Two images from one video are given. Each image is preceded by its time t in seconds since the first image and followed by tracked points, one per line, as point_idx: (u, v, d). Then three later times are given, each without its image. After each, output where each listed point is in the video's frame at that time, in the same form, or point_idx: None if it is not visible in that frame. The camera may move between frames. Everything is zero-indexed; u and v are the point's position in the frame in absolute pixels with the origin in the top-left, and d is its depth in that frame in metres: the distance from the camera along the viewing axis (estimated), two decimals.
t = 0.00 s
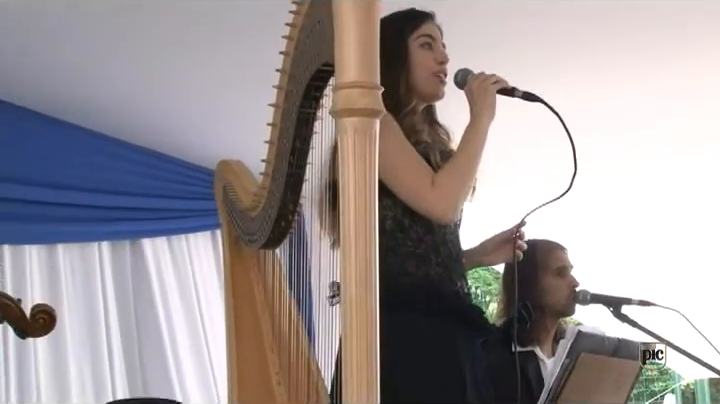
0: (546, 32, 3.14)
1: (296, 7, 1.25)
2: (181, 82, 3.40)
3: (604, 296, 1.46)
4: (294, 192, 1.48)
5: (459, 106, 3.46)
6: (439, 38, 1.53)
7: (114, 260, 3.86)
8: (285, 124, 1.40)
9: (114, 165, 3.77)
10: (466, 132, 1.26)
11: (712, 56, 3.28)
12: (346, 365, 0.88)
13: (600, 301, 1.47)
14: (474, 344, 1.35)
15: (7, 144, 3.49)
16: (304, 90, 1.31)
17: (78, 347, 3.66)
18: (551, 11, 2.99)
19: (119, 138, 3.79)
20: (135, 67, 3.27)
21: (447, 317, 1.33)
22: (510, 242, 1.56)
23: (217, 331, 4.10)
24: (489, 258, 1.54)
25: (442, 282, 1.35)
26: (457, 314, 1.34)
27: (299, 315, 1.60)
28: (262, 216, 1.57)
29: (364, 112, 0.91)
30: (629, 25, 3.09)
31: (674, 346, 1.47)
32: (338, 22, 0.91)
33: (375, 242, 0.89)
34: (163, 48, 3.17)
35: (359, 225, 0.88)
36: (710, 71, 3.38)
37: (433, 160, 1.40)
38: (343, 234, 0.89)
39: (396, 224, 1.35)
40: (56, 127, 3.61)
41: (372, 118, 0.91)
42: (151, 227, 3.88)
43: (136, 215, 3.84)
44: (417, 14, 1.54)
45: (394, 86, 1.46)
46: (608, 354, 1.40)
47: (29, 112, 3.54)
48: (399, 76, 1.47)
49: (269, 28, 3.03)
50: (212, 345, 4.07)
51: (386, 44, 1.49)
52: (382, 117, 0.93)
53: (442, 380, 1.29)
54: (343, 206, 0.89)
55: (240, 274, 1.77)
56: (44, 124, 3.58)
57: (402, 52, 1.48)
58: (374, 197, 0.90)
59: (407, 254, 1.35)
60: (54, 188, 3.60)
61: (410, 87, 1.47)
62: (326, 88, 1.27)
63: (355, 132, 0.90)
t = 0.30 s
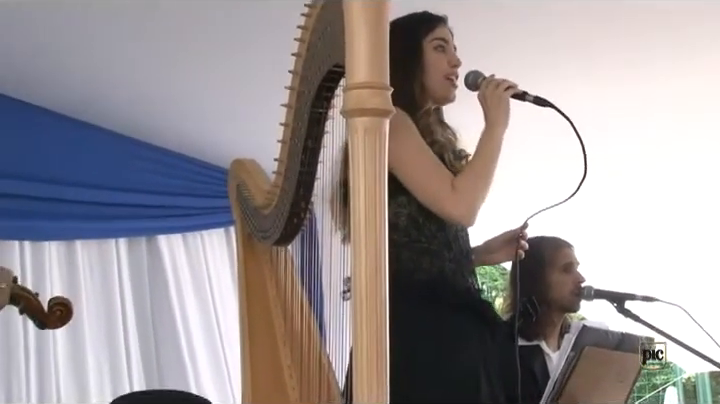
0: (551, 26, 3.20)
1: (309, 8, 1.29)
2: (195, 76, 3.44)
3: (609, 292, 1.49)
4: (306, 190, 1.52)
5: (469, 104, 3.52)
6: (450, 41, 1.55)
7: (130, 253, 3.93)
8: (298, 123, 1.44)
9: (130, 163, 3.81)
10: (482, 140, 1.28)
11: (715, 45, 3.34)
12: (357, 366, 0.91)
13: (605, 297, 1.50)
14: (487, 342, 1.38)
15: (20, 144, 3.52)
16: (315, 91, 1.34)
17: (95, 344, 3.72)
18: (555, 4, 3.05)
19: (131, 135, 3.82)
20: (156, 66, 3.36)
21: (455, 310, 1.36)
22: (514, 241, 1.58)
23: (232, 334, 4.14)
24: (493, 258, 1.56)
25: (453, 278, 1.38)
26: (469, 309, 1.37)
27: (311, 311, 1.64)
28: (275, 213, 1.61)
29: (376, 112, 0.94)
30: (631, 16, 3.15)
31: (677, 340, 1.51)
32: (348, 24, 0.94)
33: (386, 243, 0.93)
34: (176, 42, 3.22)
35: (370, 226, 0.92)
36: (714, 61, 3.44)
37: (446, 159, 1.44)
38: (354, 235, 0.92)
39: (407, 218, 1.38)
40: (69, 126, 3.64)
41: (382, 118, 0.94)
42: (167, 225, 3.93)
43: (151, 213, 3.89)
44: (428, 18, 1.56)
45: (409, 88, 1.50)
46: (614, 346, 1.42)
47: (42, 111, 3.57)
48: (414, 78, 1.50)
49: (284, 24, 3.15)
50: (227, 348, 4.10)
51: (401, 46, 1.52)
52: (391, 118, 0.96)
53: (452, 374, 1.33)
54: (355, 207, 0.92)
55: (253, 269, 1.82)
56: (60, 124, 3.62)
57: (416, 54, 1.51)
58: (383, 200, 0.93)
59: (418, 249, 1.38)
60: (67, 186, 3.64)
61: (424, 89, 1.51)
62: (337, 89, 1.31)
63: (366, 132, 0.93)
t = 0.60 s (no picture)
0: (555, 28, 3.24)
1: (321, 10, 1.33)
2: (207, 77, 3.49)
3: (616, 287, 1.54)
4: (319, 187, 1.55)
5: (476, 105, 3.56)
6: (457, 43, 1.59)
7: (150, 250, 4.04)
8: (310, 123, 1.48)
9: (142, 162, 3.90)
10: (491, 139, 1.33)
11: None
12: (369, 362, 0.93)
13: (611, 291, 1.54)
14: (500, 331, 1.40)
15: (30, 141, 3.54)
16: (326, 92, 1.38)
17: (116, 341, 3.81)
18: (558, 8, 3.09)
19: (138, 135, 3.89)
20: (169, 68, 3.41)
21: (462, 305, 1.39)
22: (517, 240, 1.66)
23: (245, 329, 4.26)
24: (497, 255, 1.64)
25: (464, 273, 1.41)
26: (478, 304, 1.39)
27: (324, 306, 1.68)
28: (289, 210, 1.65)
29: (387, 112, 0.96)
30: (635, 20, 3.18)
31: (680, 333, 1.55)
32: (359, 25, 0.97)
33: (396, 241, 0.95)
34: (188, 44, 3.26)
35: (382, 222, 0.94)
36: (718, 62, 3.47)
37: (456, 159, 1.48)
38: (365, 232, 0.95)
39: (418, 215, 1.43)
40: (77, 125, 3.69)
41: (392, 117, 0.97)
42: (178, 223, 4.03)
43: (164, 212, 3.98)
44: (435, 20, 1.60)
45: (418, 90, 1.54)
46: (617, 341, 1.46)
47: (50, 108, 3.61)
48: (423, 79, 1.54)
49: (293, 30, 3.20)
50: (240, 344, 4.22)
51: (410, 48, 1.56)
52: (400, 118, 0.98)
53: (460, 373, 1.35)
54: (366, 203, 0.94)
55: (267, 265, 1.86)
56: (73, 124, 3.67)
57: (424, 56, 1.55)
58: (394, 197, 0.95)
59: (427, 246, 1.42)
60: (79, 184, 3.68)
61: (432, 90, 1.54)
62: (348, 90, 1.34)
63: (377, 132, 0.96)
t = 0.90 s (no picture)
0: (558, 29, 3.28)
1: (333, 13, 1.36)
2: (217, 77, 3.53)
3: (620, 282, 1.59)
4: (331, 187, 1.59)
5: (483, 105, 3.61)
6: (460, 44, 1.63)
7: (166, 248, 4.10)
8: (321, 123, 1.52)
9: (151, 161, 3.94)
10: (494, 137, 1.37)
11: None
12: (381, 360, 0.95)
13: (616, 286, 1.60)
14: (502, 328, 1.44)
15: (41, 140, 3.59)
16: (338, 93, 1.41)
17: (133, 332, 3.90)
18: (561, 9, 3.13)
19: (153, 133, 3.95)
20: (179, 70, 3.45)
21: (467, 301, 1.43)
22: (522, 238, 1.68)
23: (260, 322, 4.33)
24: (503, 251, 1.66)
25: (467, 270, 1.46)
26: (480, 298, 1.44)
27: (336, 302, 1.72)
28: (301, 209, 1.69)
29: (396, 112, 0.98)
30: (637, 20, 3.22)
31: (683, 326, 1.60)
32: (369, 25, 0.98)
33: (406, 239, 0.97)
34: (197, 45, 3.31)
35: (391, 221, 0.96)
36: None
37: (460, 158, 1.52)
38: (376, 232, 0.96)
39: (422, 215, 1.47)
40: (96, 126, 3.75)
41: (403, 117, 0.98)
42: (184, 221, 4.07)
43: (171, 211, 4.02)
44: (439, 22, 1.65)
45: (422, 92, 1.58)
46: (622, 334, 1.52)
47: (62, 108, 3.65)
48: (426, 82, 1.58)
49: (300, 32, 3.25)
50: (255, 339, 4.28)
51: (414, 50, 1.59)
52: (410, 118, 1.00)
53: (463, 374, 1.38)
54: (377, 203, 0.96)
55: (281, 264, 1.90)
56: (83, 124, 3.72)
57: (428, 58, 1.59)
58: (404, 198, 0.97)
59: (433, 245, 1.45)
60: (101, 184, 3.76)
61: (436, 92, 1.58)
62: (359, 90, 1.36)
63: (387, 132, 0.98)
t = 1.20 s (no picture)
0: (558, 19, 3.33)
1: (345, 16, 1.41)
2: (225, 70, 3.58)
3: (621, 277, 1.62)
4: (342, 189, 1.64)
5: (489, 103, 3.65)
6: (459, 49, 1.68)
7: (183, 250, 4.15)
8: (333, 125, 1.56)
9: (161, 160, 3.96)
10: (490, 141, 1.40)
11: None
12: (392, 355, 1.01)
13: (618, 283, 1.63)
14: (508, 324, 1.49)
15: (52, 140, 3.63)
16: (349, 96, 1.45)
17: (150, 330, 3.96)
18: None
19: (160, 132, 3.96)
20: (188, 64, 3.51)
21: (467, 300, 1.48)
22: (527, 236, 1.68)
23: (275, 321, 4.36)
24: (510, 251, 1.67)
25: (465, 271, 1.50)
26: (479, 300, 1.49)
27: (347, 300, 1.76)
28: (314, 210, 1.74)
29: (408, 114, 1.02)
30: (636, 8, 3.27)
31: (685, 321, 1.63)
32: (382, 30, 1.03)
33: (416, 241, 1.02)
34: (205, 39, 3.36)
35: (402, 226, 1.01)
36: None
37: (459, 160, 1.56)
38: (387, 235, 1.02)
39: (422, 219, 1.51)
40: (110, 127, 3.80)
41: (413, 119, 1.03)
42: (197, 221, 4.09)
43: (183, 211, 4.04)
44: (439, 28, 1.69)
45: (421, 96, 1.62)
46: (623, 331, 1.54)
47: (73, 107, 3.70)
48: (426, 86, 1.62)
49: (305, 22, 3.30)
50: (270, 337, 4.32)
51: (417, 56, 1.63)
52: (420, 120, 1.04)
53: (463, 373, 1.43)
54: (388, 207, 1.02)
55: (295, 264, 1.95)
56: (95, 123, 3.76)
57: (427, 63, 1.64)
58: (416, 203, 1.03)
59: (433, 246, 1.50)
60: (110, 184, 3.80)
61: (435, 95, 1.63)
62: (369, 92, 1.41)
63: (398, 134, 1.03)
